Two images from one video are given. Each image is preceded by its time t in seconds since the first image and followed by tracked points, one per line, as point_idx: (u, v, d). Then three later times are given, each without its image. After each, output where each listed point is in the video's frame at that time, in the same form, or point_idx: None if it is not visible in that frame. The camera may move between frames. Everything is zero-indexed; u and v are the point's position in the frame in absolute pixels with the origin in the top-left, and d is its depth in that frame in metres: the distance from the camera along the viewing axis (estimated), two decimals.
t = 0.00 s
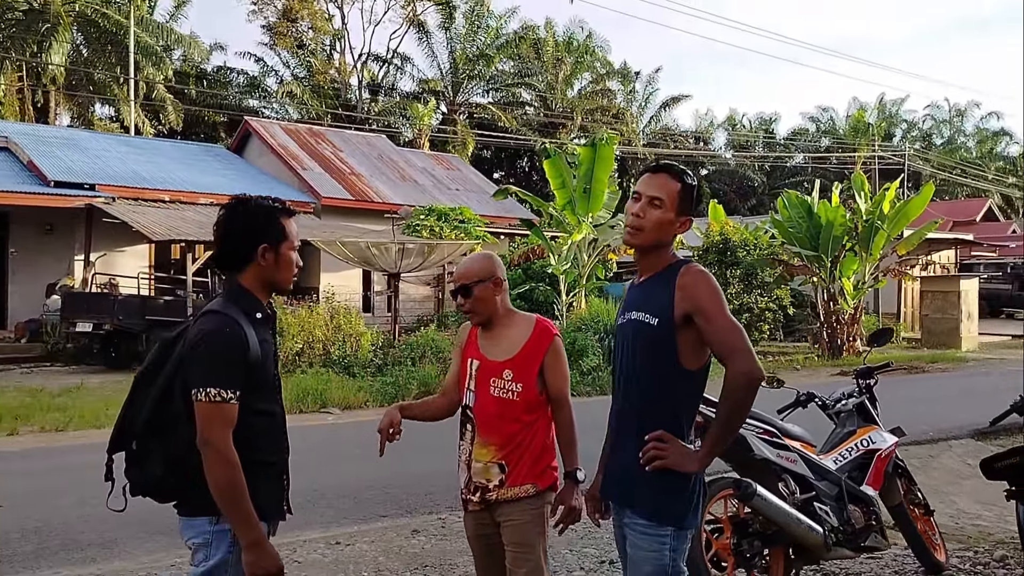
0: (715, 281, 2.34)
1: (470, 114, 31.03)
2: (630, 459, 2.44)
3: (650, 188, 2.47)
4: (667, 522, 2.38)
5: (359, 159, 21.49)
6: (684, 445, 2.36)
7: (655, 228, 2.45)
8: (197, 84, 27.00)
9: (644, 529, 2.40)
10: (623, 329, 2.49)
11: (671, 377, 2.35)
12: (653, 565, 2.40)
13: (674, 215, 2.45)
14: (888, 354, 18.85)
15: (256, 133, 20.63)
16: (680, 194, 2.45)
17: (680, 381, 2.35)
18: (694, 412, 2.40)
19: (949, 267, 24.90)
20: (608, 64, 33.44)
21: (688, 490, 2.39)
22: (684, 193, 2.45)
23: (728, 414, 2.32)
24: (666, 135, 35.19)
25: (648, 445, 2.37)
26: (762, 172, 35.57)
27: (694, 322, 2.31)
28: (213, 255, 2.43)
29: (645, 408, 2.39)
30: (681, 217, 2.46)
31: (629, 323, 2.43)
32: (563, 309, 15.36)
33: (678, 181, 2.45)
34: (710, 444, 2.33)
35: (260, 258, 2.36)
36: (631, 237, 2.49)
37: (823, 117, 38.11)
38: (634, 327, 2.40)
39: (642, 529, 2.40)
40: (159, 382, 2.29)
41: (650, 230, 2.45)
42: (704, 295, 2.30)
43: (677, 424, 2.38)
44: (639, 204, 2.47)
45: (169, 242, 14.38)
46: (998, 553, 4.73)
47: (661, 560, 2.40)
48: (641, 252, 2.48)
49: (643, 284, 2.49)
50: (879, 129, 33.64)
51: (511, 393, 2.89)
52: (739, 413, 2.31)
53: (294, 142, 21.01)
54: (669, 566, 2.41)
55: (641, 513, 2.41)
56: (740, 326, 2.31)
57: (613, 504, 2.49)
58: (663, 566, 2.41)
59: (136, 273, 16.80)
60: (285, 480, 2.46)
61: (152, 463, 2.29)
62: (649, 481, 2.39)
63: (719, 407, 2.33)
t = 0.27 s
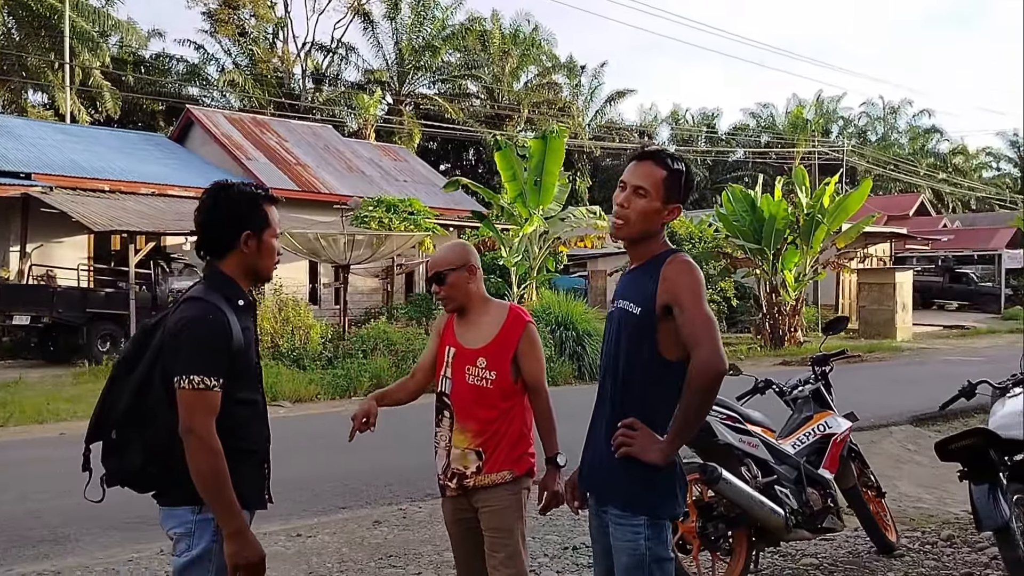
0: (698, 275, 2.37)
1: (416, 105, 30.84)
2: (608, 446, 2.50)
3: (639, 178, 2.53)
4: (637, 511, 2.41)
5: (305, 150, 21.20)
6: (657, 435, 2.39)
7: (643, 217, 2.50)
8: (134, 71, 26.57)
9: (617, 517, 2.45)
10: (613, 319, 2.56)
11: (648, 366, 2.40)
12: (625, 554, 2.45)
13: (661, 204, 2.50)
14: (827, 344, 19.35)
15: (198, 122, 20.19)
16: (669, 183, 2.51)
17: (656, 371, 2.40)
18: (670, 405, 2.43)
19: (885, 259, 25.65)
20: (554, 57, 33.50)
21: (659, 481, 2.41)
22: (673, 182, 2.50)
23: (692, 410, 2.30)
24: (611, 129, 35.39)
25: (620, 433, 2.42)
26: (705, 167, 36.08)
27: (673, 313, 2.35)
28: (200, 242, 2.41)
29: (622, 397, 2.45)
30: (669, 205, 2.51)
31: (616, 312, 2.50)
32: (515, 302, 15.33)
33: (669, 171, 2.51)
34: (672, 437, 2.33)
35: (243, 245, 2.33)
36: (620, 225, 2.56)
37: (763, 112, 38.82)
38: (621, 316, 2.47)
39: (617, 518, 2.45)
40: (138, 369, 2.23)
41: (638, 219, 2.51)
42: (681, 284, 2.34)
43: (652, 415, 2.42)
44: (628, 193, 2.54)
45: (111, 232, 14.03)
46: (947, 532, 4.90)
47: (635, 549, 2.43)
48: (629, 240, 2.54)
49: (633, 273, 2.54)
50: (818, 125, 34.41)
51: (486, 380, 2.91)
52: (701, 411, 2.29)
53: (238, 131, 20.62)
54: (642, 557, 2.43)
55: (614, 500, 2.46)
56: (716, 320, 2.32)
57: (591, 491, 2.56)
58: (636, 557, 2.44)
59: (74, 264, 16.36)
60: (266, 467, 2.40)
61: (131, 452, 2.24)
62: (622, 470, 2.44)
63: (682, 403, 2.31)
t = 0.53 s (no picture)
0: (691, 262, 2.43)
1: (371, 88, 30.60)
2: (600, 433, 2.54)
3: (623, 164, 2.58)
4: (628, 497, 2.46)
5: (260, 133, 20.90)
6: (649, 421, 2.45)
7: (628, 204, 2.56)
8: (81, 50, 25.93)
9: (607, 503, 2.50)
10: (602, 307, 2.61)
11: (643, 353, 2.45)
12: (614, 539, 2.49)
13: (649, 189, 2.56)
14: (780, 329, 19.74)
15: (149, 103, 19.76)
16: (653, 168, 2.56)
17: (650, 357, 2.45)
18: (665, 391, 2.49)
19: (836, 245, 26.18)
20: (511, 42, 33.36)
21: (653, 467, 2.46)
22: (659, 167, 2.55)
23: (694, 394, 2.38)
24: (568, 115, 35.37)
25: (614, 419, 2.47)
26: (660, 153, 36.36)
27: (668, 300, 2.40)
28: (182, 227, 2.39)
29: (615, 383, 2.50)
30: (656, 190, 2.56)
31: (607, 300, 2.55)
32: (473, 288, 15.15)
33: (653, 157, 2.56)
34: (669, 424, 2.39)
35: (227, 228, 2.32)
36: (606, 211, 2.61)
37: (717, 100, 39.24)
38: (612, 304, 2.51)
39: (609, 504, 2.50)
40: (121, 350, 2.22)
41: (625, 204, 2.57)
42: (674, 271, 2.40)
43: (646, 401, 2.48)
44: (612, 180, 2.59)
45: (61, 215, 13.72)
46: (900, 509, 5.07)
47: (625, 534, 2.48)
48: (618, 226, 2.59)
49: (623, 260, 2.60)
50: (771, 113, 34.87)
51: (460, 363, 2.93)
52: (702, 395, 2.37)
53: (190, 113, 20.23)
54: (632, 541, 2.48)
55: (604, 485, 2.51)
56: (713, 307, 2.38)
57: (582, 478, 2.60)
58: (626, 541, 2.48)
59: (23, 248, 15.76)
60: (248, 449, 2.40)
61: (114, 434, 2.23)
62: (615, 455, 2.49)
63: (682, 388, 2.39)
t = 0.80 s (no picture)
0: (693, 253, 2.53)
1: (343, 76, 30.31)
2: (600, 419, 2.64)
3: (607, 154, 2.67)
4: (628, 481, 2.58)
5: (231, 120, 20.68)
6: (649, 408, 2.57)
7: (615, 193, 2.65)
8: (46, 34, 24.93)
9: (606, 484, 2.61)
10: (598, 296, 2.70)
11: (646, 342, 2.56)
12: (612, 520, 2.61)
13: (626, 176, 2.65)
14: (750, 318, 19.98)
15: (118, 88, 19.46)
16: (635, 157, 2.64)
17: (653, 346, 2.57)
18: (665, 377, 2.61)
19: (805, 236, 26.52)
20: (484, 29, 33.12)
21: (652, 452, 2.60)
22: (634, 154, 2.63)
23: (702, 382, 2.52)
24: (541, 104, 35.26)
25: (616, 406, 2.58)
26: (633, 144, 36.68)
27: (673, 292, 2.50)
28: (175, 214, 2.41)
29: (617, 371, 2.60)
30: (635, 177, 2.65)
31: (606, 289, 2.64)
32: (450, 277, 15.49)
33: (634, 146, 2.64)
34: (675, 412, 2.51)
35: (222, 216, 2.35)
36: (595, 201, 2.70)
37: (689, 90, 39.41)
38: (614, 294, 2.61)
39: (607, 487, 2.61)
40: (116, 336, 2.25)
41: (605, 195, 2.67)
42: (676, 263, 2.50)
43: (647, 388, 2.59)
44: (598, 170, 2.68)
45: (28, 203, 13.51)
46: (871, 491, 5.22)
47: (622, 514, 2.60)
48: (607, 215, 2.68)
49: (618, 249, 2.69)
50: (742, 104, 35.11)
51: (445, 350, 2.99)
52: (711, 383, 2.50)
53: (159, 99, 19.94)
54: (627, 521, 2.61)
55: (603, 469, 2.62)
56: (716, 297, 2.49)
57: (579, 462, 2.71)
58: (621, 521, 2.61)
59: None
60: (243, 433, 2.43)
61: (110, 419, 2.26)
62: (616, 440, 2.60)
63: (692, 377, 2.51)
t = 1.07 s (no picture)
0: (699, 253, 2.66)
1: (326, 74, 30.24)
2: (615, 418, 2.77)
3: (595, 165, 2.84)
4: (644, 477, 2.71)
5: (215, 119, 20.57)
6: (664, 406, 2.70)
7: (605, 201, 2.82)
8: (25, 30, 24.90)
9: (622, 481, 2.74)
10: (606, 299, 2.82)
11: (658, 343, 2.69)
12: (627, 515, 2.73)
13: (609, 184, 2.82)
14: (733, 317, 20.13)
15: (100, 86, 19.30)
16: (616, 164, 2.82)
17: (665, 345, 2.70)
18: (677, 373, 2.75)
19: (787, 236, 26.74)
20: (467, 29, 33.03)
21: (667, 448, 2.73)
22: (610, 162, 2.82)
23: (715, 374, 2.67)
24: (524, 104, 35.22)
25: (633, 405, 2.71)
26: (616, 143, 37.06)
27: (683, 293, 2.63)
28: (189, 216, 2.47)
29: (631, 371, 2.73)
30: (619, 182, 2.81)
31: (613, 293, 2.76)
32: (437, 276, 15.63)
33: (615, 154, 2.82)
34: (692, 410, 2.65)
35: (233, 216, 2.39)
36: (589, 209, 2.86)
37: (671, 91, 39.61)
38: (623, 298, 2.72)
39: (624, 484, 2.73)
40: (128, 335, 2.28)
41: (595, 204, 2.84)
42: (681, 264, 2.63)
43: (662, 386, 2.73)
44: (588, 182, 2.84)
45: (10, 202, 13.38)
46: (858, 488, 5.31)
47: (638, 508, 2.72)
48: (603, 221, 2.84)
49: (623, 252, 2.82)
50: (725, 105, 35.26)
51: (444, 352, 3.02)
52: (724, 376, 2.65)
53: (142, 98, 19.80)
54: (642, 515, 2.74)
55: (620, 467, 2.75)
56: (724, 296, 2.62)
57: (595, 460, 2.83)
58: (636, 515, 2.73)
59: None
60: (251, 432, 2.46)
61: (122, 416, 2.29)
62: (633, 438, 2.73)
63: (708, 375, 2.67)
